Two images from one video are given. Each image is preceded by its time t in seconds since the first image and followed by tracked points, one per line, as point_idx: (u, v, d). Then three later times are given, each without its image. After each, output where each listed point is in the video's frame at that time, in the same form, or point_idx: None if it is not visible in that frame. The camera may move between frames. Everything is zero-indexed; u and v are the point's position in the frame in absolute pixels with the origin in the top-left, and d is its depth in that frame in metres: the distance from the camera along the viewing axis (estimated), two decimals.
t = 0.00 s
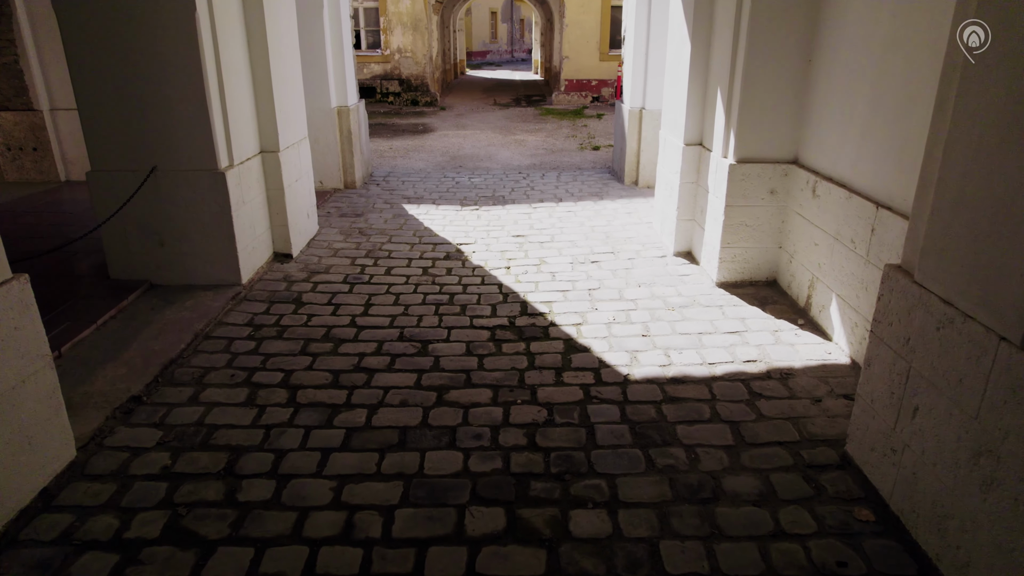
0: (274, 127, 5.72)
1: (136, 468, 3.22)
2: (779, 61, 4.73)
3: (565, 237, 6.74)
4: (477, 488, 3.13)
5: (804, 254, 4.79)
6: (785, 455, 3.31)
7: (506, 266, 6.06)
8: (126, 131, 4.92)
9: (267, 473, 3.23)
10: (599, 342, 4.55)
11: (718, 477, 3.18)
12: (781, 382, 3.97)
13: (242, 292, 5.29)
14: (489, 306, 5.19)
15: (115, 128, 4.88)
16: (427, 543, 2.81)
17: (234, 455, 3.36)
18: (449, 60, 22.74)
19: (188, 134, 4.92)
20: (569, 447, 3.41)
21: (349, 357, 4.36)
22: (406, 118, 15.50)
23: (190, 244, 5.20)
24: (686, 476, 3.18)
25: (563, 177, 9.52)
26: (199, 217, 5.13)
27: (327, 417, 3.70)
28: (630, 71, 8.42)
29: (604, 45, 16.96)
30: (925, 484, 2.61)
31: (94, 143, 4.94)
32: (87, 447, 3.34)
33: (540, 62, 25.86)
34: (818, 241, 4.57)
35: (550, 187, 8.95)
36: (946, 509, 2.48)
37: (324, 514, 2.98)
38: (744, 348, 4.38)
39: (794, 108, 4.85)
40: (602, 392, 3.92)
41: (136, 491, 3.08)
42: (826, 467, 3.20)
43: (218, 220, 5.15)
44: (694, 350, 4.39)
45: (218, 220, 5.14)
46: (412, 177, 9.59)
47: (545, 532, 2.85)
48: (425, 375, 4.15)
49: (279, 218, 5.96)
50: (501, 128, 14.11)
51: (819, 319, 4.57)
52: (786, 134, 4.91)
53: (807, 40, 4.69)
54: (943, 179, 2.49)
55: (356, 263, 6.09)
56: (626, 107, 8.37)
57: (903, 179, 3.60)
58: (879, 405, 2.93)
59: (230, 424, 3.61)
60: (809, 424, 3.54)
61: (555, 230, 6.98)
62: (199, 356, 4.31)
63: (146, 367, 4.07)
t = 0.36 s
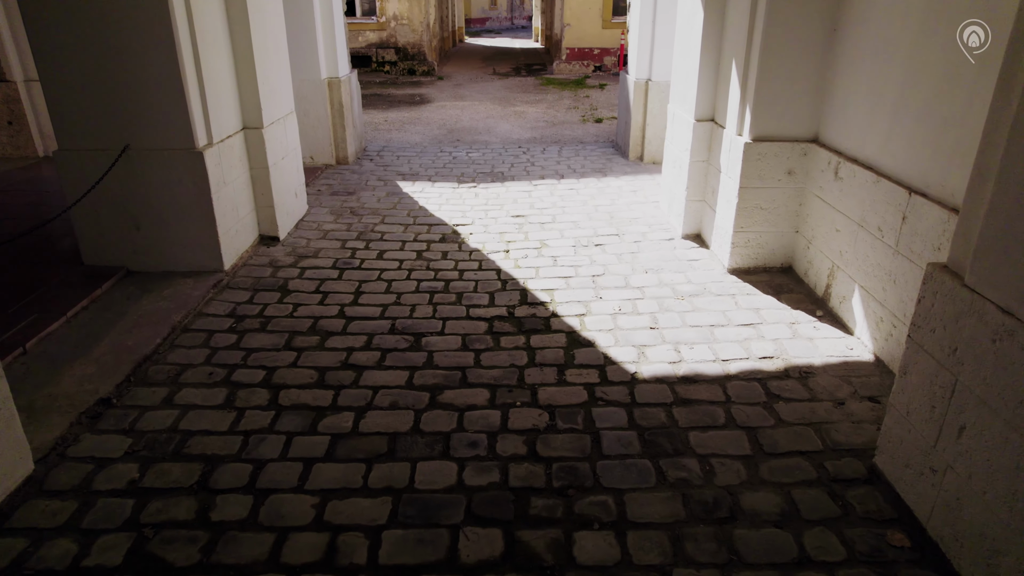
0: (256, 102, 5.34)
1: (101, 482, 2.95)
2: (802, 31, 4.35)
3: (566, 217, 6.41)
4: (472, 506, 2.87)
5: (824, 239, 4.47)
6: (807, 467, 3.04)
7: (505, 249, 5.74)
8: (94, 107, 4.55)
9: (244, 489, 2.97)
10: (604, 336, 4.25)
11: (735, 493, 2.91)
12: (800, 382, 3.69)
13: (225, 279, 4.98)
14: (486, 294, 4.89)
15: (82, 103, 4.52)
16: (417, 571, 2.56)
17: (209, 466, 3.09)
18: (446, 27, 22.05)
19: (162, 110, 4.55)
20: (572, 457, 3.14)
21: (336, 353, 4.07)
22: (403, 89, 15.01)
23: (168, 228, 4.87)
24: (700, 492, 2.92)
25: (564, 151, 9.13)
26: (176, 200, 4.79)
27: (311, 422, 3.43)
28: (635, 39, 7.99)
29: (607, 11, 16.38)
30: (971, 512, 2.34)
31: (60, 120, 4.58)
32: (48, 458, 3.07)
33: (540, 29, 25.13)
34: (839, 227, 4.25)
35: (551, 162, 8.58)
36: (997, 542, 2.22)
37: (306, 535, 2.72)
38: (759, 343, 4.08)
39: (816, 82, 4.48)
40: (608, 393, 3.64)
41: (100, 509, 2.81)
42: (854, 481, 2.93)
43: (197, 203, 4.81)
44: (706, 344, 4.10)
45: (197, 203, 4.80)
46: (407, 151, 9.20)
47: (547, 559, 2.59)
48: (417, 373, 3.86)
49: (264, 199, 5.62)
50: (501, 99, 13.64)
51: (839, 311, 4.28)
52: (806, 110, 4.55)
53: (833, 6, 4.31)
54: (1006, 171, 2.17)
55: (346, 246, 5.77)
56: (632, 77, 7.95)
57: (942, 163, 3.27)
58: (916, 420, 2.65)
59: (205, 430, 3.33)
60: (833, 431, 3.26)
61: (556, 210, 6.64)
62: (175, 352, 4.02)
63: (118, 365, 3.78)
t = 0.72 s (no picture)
0: (239, 75, 4.99)
1: (64, 499, 2.72)
2: None
3: (568, 196, 6.10)
4: (468, 525, 2.64)
5: (844, 225, 4.18)
6: (830, 481, 2.80)
7: (504, 232, 5.46)
8: (60, 83, 4.21)
9: (221, 504, 2.74)
10: (609, 329, 3.99)
11: (753, 510, 2.68)
12: (820, 382, 3.44)
13: (207, 266, 4.70)
14: (483, 282, 4.61)
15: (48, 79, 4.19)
16: None
17: (183, 479, 2.86)
18: None
19: (134, 86, 4.22)
20: (576, 469, 2.91)
21: (323, 348, 3.81)
22: (398, 57, 14.52)
23: (146, 213, 4.57)
24: (715, 510, 2.69)
25: (566, 125, 8.77)
26: (153, 183, 4.49)
27: (295, 428, 3.19)
28: (642, 6, 7.58)
29: None
30: (1021, 546, 2.10)
31: (24, 97, 4.25)
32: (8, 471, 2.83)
33: None
34: (862, 213, 3.96)
35: (552, 136, 8.23)
36: None
37: (286, 561, 2.50)
38: (774, 338, 3.83)
39: (840, 55, 4.15)
40: (614, 394, 3.39)
41: (63, 530, 2.59)
42: (882, 497, 2.70)
43: (175, 185, 4.50)
44: (718, 338, 3.85)
45: (176, 186, 4.49)
46: (402, 124, 8.84)
47: None
48: (409, 371, 3.61)
49: (249, 179, 5.31)
50: (500, 69, 13.18)
51: (859, 303, 4.01)
52: (827, 86, 4.23)
53: None
54: None
55: (336, 229, 5.47)
56: (637, 47, 7.57)
57: (986, 148, 2.97)
58: (956, 437, 2.40)
59: (181, 437, 3.09)
60: (857, 438, 3.02)
61: (557, 188, 6.33)
62: (151, 347, 3.76)
63: (88, 364, 3.53)
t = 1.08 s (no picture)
0: (220, 48, 4.67)
1: (28, 517, 2.52)
2: None
3: (570, 175, 5.82)
4: (464, 547, 2.45)
5: (864, 211, 3.93)
6: (854, 497, 2.60)
7: (503, 214, 5.19)
8: (24, 57, 3.90)
9: (198, 523, 2.54)
10: (614, 323, 3.76)
11: (771, 530, 2.48)
12: (840, 383, 3.22)
13: (190, 252, 4.45)
14: (481, 270, 4.37)
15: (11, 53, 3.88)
16: None
17: (158, 494, 2.66)
18: None
19: (105, 60, 3.92)
20: (580, 483, 2.71)
21: (310, 345, 3.59)
22: (395, 25, 14.04)
23: (122, 197, 4.31)
24: (730, 530, 2.49)
25: (568, 97, 8.42)
26: (129, 165, 4.21)
27: (278, 435, 2.98)
28: None
29: None
30: None
31: None
32: None
33: None
34: (885, 199, 3.70)
35: (553, 109, 7.90)
36: None
37: None
38: (790, 333, 3.60)
39: (865, 27, 3.85)
40: (620, 396, 3.18)
41: (25, 553, 2.39)
42: (911, 516, 2.50)
43: (153, 168, 4.22)
44: (730, 333, 3.62)
45: (153, 168, 4.21)
46: (398, 97, 8.50)
47: None
48: (402, 371, 3.39)
49: (233, 159, 5.02)
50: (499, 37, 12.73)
51: (879, 295, 3.78)
52: (851, 60, 3.93)
53: None
54: None
55: (327, 211, 5.21)
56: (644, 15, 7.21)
57: None
58: (999, 459, 2.19)
59: (156, 446, 2.88)
60: (881, 448, 2.81)
61: (559, 166, 6.04)
62: (128, 344, 3.54)
63: (59, 364, 3.31)
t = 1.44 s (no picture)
0: (201, 20, 4.39)
1: None
2: None
3: (573, 154, 5.56)
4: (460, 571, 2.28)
5: (885, 198, 3.70)
6: (878, 515, 2.42)
7: (503, 196, 4.95)
8: None
9: (175, 543, 2.37)
10: (620, 317, 3.56)
11: (790, 553, 2.31)
12: (860, 386, 3.02)
13: (173, 239, 4.23)
14: (480, 257, 4.15)
15: None
16: None
17: (133, 509, 2.48)
18: None
19: (75, 34, 3.64)
20: (584, 498, 2.54)
21: (298, 341, 3.39)
22: None
23: (99, 181, 4.07)
24: (745, 552, 2.32)
25: (570, 69, 8.09)
26: (105, 147, 3.96)
27: (263, 443, 2.80)
28: None
29: None
30: None
31: None
32: None
33: None
34: (909, 186, 3.47)
35: (555, 82, 7.59)
36: None
37: None
38: (805, 329, 3.40)
39: None
40: (626, 399, 3.00)
41: None
42: (941, 537, 2.33)
43: (131, 151, 3.97)
44: (743, 329, 3.42)
45: (131, 150, 3.97)
46: (393, 69, 8.17)
47: None
48: (395, 371, 3.20)
49: (218, 138, 4.77)
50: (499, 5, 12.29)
51: (900, 288, 3.57)
52: (875, 35, 3.66)
53: None
54: None
55: (317, 193, 4.97)
56: None
57: None
58: None
59: (132, 456, 2.70)
60: (906, 460, 2.63)
61: (561, 144, 5.78)
62: (105, 341, 3.34)
63: (31, 364, 3.12)
